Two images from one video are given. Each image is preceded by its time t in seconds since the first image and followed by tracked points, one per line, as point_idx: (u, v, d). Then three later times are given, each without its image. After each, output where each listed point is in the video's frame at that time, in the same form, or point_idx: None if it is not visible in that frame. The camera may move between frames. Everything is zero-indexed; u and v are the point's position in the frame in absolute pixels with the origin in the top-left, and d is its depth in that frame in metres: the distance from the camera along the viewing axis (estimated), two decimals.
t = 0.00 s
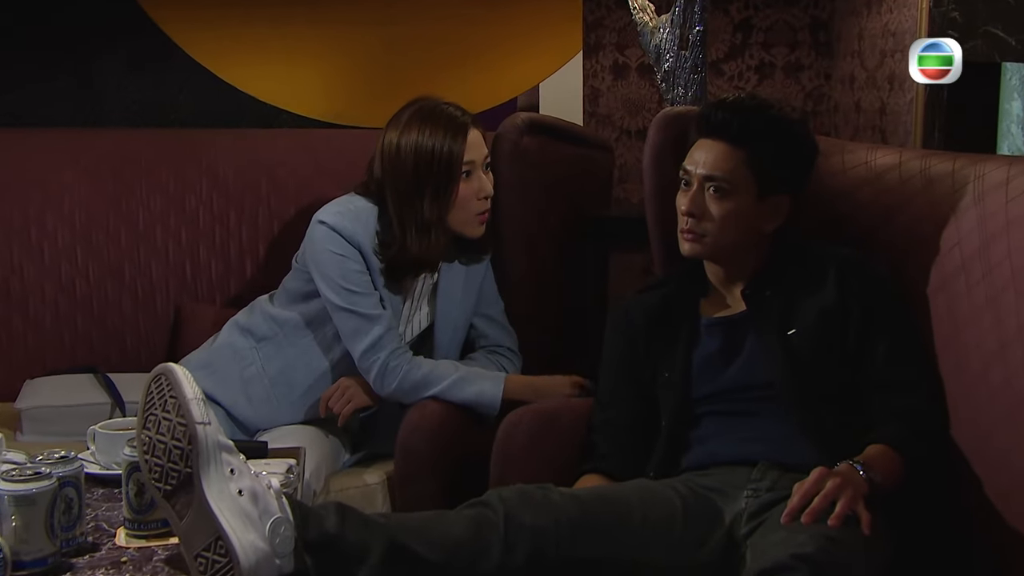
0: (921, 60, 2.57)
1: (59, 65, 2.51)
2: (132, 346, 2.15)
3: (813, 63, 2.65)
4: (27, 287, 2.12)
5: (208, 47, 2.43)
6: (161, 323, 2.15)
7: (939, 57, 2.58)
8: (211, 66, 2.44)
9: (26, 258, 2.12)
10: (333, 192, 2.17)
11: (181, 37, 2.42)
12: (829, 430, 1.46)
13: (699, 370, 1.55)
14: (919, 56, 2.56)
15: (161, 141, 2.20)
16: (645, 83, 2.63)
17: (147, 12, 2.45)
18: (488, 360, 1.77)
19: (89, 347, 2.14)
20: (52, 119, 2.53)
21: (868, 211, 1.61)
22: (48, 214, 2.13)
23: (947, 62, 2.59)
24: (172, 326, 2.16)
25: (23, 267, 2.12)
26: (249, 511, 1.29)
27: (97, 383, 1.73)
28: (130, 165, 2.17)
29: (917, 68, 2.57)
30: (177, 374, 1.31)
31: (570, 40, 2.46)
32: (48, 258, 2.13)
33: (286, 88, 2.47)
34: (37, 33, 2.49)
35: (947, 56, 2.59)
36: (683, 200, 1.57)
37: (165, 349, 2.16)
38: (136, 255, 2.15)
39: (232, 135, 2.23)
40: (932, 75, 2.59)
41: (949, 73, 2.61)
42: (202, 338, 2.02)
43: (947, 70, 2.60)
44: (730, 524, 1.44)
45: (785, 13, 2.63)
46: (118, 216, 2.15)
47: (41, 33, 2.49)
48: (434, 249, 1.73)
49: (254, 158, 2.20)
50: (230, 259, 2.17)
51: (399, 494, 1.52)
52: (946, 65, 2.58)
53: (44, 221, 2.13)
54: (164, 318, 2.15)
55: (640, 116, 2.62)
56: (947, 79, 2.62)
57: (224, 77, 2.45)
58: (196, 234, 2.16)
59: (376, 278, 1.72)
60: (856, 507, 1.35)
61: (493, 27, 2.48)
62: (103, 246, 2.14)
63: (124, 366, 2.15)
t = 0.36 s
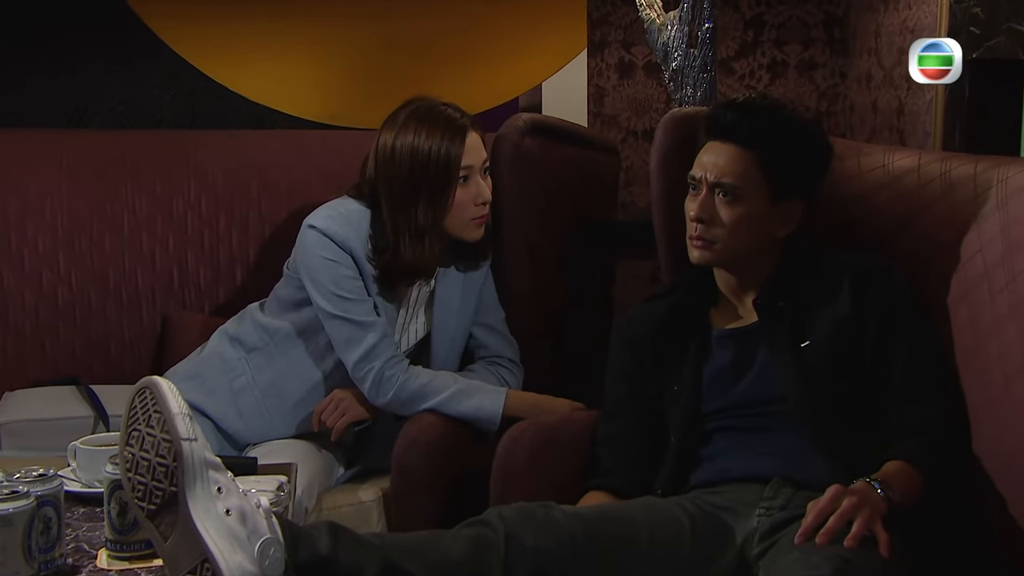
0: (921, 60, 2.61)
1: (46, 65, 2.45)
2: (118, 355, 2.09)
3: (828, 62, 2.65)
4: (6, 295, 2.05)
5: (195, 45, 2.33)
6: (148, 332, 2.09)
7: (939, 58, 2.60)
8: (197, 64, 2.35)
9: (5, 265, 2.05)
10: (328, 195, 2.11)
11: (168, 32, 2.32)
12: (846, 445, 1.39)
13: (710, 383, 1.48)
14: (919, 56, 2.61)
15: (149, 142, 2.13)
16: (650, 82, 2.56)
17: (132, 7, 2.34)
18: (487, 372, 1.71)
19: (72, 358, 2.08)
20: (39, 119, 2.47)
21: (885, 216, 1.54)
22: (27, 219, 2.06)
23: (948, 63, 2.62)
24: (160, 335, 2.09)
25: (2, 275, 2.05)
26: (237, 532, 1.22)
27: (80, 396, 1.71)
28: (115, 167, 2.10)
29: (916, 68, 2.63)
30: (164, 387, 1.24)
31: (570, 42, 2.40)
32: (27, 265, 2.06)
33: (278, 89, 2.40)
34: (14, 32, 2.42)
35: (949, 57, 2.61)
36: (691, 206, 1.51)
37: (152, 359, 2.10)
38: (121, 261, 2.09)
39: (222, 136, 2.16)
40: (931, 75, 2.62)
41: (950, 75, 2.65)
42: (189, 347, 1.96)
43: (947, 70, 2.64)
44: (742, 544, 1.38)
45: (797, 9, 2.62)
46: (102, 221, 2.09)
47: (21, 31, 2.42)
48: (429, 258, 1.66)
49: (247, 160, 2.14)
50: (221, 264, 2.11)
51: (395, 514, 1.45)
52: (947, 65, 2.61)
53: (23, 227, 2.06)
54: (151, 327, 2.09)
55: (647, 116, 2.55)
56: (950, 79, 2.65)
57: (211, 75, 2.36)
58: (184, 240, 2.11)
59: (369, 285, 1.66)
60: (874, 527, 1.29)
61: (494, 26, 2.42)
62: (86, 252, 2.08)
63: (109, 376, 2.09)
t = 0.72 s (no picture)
0: (921, 60, 2.45)
1: (32, 60, 2.38)
2: (101, 363, 2.03)
3: (844, 58, 2.46)
4: None
5: (184, 40, 2.28)
6: (132, 340, 2.04)
7: (939, 57, 2.45)
8: (185, 59, 2.30)
9: None
10: (323, 198, 2.05)
11: (158, 29, 2.27)
12: (864, 460, 1.33)
13: (721, 393, 1.42)
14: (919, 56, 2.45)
15: (136, 142, 2.07)
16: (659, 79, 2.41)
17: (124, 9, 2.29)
18: (487, 382, 1.65)
19: (53, 367, 2.01)
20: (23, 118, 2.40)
21: (903, 220, 1.47)
22: (9, 221, 1.99)
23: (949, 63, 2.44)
24: (145, 344, 2.04)
25: None
26: (225, 551, 1.17)
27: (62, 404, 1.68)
28: (102, 168, 2.04)
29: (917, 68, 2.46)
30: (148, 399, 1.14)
31: (573, 39, 2.31)
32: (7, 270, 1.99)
33: (274, 87, 2.34)
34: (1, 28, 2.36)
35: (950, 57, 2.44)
36: (699, 211, 1.44)
37: (138, 369, 2.04)
38: (105, 266, 2.02)
39: (209, 132, 2.11)
40: (932, 75, 2.47)
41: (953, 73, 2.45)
42: (175, 356, 1.90)
43: (949, 70, 2.47)
44: (754, 563, 1.32)
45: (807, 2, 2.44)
46: (86, 224, 2.02)
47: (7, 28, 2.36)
48: (425, 262, 1.60)
49: (239, 161, 2.08)
50: (210, 270, 2.05)
51: (390, 530, 1.39)
52: (947, 65, 2.45)
53: (4, 230, 1.99)
54: (135, 335, 2.04)
55: (655, 115, 2.41)
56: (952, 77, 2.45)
57: (203, 73, 2.30)
58: (170, 244, 2.05)
59: (362, 290, 1.60)
60: (893, 545, 1.22)
61: (493, 23, 2.34)
62: (69, 256, 2.02)
63: (92, 385, 2.02)
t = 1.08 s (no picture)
0: (922, 60, 2.32)
1: (19, 56, 2.23)
2: (90, 374, 1.92)
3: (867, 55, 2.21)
4: None
5: (178, 37, 2.18)
6: (123, 349, 1.92)
7: (940, 57, 2.38)
8: (180, 58, 2.19)
9: None
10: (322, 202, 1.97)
11: (146, 24, 2.17)
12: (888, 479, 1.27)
13: (737, 407, 1.35)
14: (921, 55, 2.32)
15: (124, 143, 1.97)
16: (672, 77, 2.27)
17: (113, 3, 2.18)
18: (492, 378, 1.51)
19: (40, 376, 1.91)
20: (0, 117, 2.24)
21: (927, 229, 1.40)
22: None
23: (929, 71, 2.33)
24: (137, 355, 1.92)
25: None
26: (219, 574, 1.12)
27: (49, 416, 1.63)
28: (89, 168, 1.93)
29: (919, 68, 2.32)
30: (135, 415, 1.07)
31: (584, 38, 2.20)
32: None
33: (271, 88, 2.22)
34: None
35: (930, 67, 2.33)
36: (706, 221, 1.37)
37: (128, 382, 1.93)
38: (93, 271, 1.92)
39: (204, 131, 1.99)
40: (931, 75, 2.36)
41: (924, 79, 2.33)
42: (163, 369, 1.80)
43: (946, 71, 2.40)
44: None
45: None
46: (74, 226, 1.92)
47: None
48: (377, 247, 1.50)
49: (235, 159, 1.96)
50: (202, 276, 1.93)
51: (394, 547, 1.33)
52: (945, 65, 2.38)
53: None
54: (126, 344, 1.92)
55: (669, 114, 2.27)
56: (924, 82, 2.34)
57: (195, 71, 2.19)
58: (163, 247, 1.93)
59: (323, 274, 1.51)
60: (918, 567, 1.18)
61: (499, 22, 2.21)
62: (56, 260, 1.91)
63: (81, 398, 1.92)
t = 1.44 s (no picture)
0: (919, 60, 2.02)
1: (11, 53, 2.15)
2: (82, 389, 1.86)
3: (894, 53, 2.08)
4: None
5: (175, 35, 2.10)
6: (118, 362, 1.86)
7: (939, 57, 1.99)
8: (177, 58, 2.11)
9: None
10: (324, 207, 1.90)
11: (143, 23, 2.09)
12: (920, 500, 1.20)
13: (760, 425, 1.29)
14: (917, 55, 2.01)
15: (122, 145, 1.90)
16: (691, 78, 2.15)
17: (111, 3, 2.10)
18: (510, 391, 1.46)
19: (31, 390, 1.85)
20: None
21: (957, 237, 1.32)
22: None
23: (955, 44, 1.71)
24: (133, 367, 1.86)
25: None
26: None
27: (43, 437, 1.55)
28: (83, 173, 1.88)
29: (915, 68, 2.03)
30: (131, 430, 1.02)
31: (597, 39, 2.13)
32: None
33: (272, 88, 2.15)
34: None
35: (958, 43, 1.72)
36: (715, 236, 1.31)
37: (123, 393, 1.86)
38: (87, 281, 1.86)
39: (200, 135, 1.93)
40: (932, 77, 2.01)
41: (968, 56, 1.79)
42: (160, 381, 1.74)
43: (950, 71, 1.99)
44: None
45: None
46: (67, 234, 1.86)
47: None
48: (383, 251, 1.44)
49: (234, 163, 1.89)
50: (201, 284, 1.86)
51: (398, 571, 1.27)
52: (949, 66, 1.98)
53: None
54: (121, 357, 1.86)
55: (687, 116, 2.15)
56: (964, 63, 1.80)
57: (194, 71, 2.12)
58: (159, 256, 1.87)
59: (319, 288, 1.45)
60: None
61: (511, 18, 2.14)
62: (48, 269, 1.85)
63: (73, 413, 1.85)
